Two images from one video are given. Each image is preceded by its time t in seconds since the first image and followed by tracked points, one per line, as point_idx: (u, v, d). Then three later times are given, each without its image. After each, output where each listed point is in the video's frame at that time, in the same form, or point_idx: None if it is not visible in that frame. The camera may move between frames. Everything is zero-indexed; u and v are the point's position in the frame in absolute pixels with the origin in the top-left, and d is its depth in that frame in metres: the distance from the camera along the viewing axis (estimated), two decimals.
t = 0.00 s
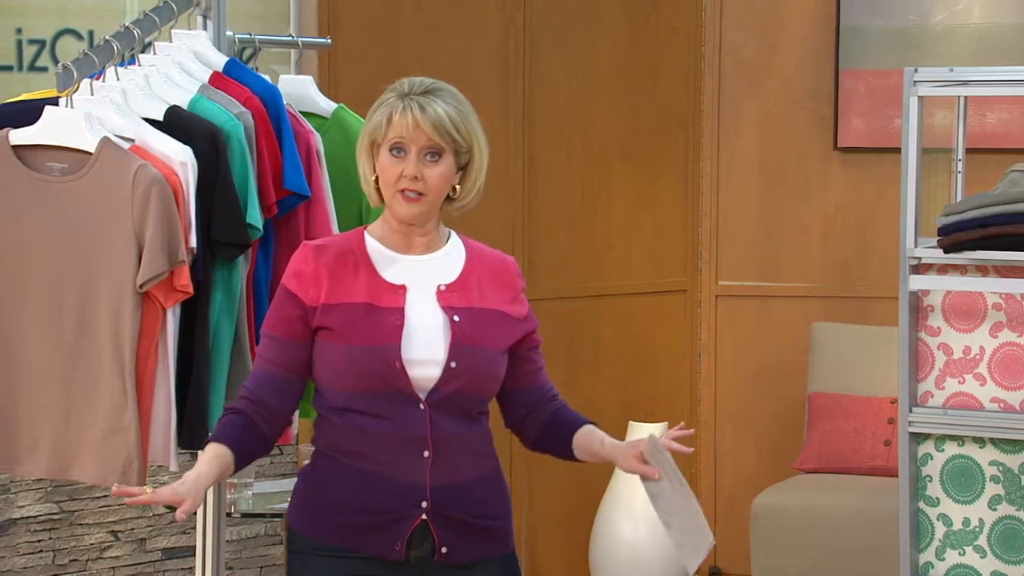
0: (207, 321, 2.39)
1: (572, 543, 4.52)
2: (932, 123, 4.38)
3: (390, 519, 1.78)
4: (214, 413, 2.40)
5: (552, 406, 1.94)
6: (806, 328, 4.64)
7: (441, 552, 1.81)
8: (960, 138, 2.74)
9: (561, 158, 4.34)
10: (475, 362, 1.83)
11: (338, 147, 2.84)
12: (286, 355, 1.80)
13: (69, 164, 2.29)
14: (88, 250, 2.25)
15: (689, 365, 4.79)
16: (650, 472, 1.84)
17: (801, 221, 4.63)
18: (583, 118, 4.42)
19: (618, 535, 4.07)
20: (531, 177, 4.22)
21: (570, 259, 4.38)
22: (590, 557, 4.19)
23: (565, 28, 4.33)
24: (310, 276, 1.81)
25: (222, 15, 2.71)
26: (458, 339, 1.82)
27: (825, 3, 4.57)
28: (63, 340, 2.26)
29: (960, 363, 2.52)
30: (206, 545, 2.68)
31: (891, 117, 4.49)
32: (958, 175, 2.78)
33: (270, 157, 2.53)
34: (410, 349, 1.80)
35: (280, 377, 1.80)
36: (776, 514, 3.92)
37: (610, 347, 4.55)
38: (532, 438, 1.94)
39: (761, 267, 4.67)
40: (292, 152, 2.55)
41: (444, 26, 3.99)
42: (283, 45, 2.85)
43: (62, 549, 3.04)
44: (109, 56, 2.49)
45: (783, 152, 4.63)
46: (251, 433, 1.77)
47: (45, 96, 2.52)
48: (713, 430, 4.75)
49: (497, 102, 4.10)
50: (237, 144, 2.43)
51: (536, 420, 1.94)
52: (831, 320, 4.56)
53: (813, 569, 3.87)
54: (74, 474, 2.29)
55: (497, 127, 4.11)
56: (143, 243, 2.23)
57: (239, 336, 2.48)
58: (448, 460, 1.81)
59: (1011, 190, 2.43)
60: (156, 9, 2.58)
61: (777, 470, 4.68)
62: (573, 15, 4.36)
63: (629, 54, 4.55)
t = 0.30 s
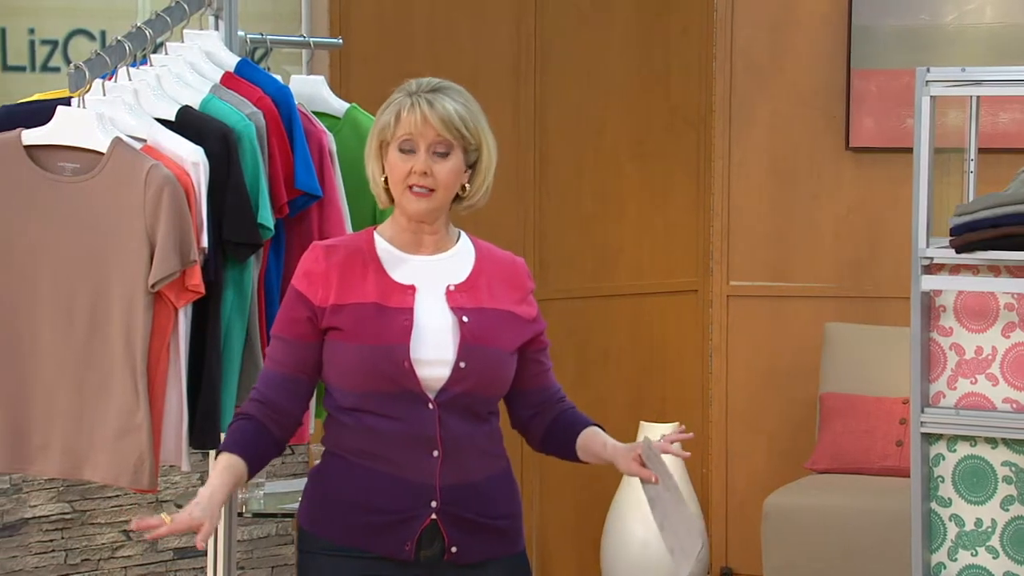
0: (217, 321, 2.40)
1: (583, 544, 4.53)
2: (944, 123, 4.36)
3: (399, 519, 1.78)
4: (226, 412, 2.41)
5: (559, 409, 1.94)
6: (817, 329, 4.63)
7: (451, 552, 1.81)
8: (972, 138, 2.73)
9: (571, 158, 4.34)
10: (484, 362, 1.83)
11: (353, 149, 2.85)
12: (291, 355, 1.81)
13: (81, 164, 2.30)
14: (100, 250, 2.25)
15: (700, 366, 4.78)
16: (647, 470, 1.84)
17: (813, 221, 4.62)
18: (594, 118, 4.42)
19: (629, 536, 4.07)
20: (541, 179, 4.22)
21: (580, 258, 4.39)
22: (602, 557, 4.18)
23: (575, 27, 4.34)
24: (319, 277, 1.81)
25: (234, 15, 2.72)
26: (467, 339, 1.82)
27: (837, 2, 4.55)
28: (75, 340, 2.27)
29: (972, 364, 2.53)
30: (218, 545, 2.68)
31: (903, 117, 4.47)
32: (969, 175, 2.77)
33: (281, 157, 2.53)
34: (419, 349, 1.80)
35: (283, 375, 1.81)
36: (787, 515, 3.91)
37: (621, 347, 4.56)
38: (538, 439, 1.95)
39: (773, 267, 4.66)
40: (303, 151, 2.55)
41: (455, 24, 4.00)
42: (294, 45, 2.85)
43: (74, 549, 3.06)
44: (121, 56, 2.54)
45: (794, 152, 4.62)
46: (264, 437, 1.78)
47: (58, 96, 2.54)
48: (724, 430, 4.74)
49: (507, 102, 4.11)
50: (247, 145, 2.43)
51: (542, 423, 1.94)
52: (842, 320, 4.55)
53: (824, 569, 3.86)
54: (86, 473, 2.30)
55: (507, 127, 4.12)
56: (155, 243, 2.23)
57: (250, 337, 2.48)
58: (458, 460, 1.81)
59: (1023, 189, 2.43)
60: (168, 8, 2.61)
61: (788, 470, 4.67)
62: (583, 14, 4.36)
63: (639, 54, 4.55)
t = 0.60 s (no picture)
0: (228, 321, 2.40)
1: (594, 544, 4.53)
2: (956, 123, 4.34)
3: (408, 518, 1.78)
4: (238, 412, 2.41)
5: (557, 417, 1.94)
6: (829, 329, 4.62)
7: (458, 551, 1.81)
8: (984, 138, 2.73)
9: (582, 159, 4.35)
10: (493, 363, 1.83)
11: (366, 150, 2.85)
12: (311, 355, 1.80)
13: (93, 164, 2.30)
14: (112, 251, 2.26)
15: (711, 367, 4.77)
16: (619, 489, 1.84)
17: (824, 221, 4.61)
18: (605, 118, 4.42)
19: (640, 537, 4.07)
20: (552, 179, 4.23)
21: (592, 257, 4.41)
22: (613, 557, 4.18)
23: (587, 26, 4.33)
24: (332, 276, 1.81)
25: (246, 15, 2.72)
26: (477, 340, 1.82)
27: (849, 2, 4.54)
28: (87, 340, 2.28)
29: (984, 364, 2.53)
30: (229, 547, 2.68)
31: (915, 116, 4.46)
32: (981, 175, 2.76)
33: (293, 157, 2.54)
34: (429, 350, 1.80)
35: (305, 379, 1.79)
36: (798, 516, 3.90)
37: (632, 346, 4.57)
38: (533, 442, 1.95)
39: (784, 268, 4.65)
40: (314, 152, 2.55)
41: (466, 23, 4.00)
42: (306, 46, 2.85)
43: (86, 549, 3.16)
44: (133, 56, 2.56)
45: (806, 152, 4.61)
46: (302, 446, 1.77)
47: (71, 96, 2.55)
48: (735, 430, 4.73)
49: (518, 103, 4.12)
50: (259, 146, 2.44)
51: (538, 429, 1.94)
52: (854, 320, 4.54)
53: (836, 571, 3.85)
54: (98, 473, 2.30)
55: (518, 127, 4.13)
56: (167, 243, 2.24)
57: (261, 337, 2.48)
58: (467, 460, 1.81)
59: None
60: (180, 9, 2.61)
61: (800, 471, 4.66)
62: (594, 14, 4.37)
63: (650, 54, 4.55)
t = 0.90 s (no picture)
0: (241, 320, 2.40)
1: (604, 544, 4.54)
2: (968, 122, 4.33)
3: (421, 517, 1.78)
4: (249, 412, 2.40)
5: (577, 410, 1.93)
6: (841, 330, 4.61)
7: (471, 550, 1.80)
8: (996, 137, 2.72)
9: (593, 159, 4.35)
10: (509, 360, 1.82)
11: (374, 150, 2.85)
12: (322, 352, 1.82)
13: (105, 165, 2.31)
14: (124, 250, 2.26)
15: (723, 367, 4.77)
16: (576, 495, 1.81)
17: (836, 221, 4.60)
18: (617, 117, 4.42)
19: (650, 537, 4.07)
20: (564, 179, 4.23)
21: (604, 256, 4.41)
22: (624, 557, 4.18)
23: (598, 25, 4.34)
24: (345, 273, 1.83)
25: (257, 15, 2.71)
26: (493, 336, 1.81)
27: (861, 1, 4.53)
28: (99, 339, 2.28)
29: (996, 364, 2.52)
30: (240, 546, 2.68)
31: (927, 116, 4.45)
32: (994, 175, 2.76)
33: (304, 157, 2.54)
34: (445, 346, 1.80)
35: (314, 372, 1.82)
36: (810, 516, 3.89)
37: (643, 345, 4.58)
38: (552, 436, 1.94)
39: (795, 268, 4.64)
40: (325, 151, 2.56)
41: (477, 23, 4.01)
42: (317, 45, 2.86)
43: (97, 549, 3.20)
44: (144, 56, 2.58)
45: (818, 152, 4.60)
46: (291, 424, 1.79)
47: (83, 96, 2.56)
48: (747, 430, 4.72)
49: (529, 103, 4.12)
50: (271, 145, 2.43)
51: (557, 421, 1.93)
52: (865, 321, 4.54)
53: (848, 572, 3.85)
54: (110, 473, 2.31)
55: (529, 126, 4.13)
56: (179, 244, 2.24)
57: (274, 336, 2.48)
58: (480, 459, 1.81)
59: None
60: (192, 10, 2.63)
61: (811, 472, 4.65)
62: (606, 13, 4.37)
63: (661, 53, 4.55)
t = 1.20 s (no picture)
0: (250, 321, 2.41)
1: (613, 543, 4.55)
2: (978, 122, 4.33)
3: (430, 517, 1.78)
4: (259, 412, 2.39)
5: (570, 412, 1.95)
6: (850, 330, 4.60)
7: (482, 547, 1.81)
8: (1006, 138, 2.71)
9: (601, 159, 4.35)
10: (516, 358, 1.83)
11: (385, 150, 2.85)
12: (322, 322, 1.78)
13: (114, 165, 2.31)
14: (133, 250, 2.27)
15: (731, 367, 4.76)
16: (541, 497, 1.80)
17: (846, 221, 4.59)
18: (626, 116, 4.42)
19: (659, 537, 4.06)
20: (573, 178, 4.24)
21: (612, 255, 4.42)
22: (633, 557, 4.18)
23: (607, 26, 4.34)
24: (351, 271, 1.81)
25: (267, 15, 2.71)
26: (499, 334, 1.82)
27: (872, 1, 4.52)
28: (108, 339, 2.29)
29: (1006, 364, 2.51)
30: (249, 546, 2.68)
31: (937, 116, 4.44)
32: (1004, 175, 2.75)
33: (313, 156, 2.54)
34: (453, 343, 1.80)
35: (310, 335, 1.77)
36: (820, 516, 3.89)
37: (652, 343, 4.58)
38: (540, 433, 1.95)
39: (804, 267, 4.64)
40: (334, 150, 2.57)
41: (486, 22, 4.01)
42: (327, 46, 2.86)
43: (107, 548, 3.22)
44: (154, 56, 2.57)
45: (827, 152, 4.60)
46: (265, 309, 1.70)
47: (92, 96, 2.56)
48: (756, 430, 4.71)
49: (538, 103, 4.13)
50: (279, 144, 2.44)
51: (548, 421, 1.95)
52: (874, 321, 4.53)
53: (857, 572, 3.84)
54: (118, 472, 2.31)
55: (538, 126, 4.13)
56: (188, 243, 2.24)
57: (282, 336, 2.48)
58: (487, 455, 1.82)
59: None
60: (202, 10, 2.65)
61: (820, 473, 4.65)
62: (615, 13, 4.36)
63: (670, 53, 4.55)
